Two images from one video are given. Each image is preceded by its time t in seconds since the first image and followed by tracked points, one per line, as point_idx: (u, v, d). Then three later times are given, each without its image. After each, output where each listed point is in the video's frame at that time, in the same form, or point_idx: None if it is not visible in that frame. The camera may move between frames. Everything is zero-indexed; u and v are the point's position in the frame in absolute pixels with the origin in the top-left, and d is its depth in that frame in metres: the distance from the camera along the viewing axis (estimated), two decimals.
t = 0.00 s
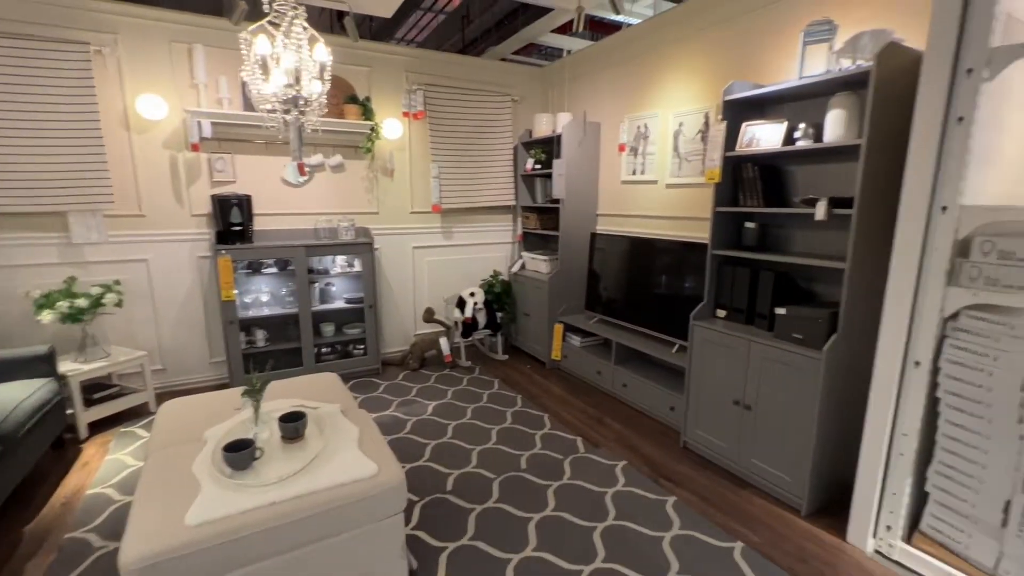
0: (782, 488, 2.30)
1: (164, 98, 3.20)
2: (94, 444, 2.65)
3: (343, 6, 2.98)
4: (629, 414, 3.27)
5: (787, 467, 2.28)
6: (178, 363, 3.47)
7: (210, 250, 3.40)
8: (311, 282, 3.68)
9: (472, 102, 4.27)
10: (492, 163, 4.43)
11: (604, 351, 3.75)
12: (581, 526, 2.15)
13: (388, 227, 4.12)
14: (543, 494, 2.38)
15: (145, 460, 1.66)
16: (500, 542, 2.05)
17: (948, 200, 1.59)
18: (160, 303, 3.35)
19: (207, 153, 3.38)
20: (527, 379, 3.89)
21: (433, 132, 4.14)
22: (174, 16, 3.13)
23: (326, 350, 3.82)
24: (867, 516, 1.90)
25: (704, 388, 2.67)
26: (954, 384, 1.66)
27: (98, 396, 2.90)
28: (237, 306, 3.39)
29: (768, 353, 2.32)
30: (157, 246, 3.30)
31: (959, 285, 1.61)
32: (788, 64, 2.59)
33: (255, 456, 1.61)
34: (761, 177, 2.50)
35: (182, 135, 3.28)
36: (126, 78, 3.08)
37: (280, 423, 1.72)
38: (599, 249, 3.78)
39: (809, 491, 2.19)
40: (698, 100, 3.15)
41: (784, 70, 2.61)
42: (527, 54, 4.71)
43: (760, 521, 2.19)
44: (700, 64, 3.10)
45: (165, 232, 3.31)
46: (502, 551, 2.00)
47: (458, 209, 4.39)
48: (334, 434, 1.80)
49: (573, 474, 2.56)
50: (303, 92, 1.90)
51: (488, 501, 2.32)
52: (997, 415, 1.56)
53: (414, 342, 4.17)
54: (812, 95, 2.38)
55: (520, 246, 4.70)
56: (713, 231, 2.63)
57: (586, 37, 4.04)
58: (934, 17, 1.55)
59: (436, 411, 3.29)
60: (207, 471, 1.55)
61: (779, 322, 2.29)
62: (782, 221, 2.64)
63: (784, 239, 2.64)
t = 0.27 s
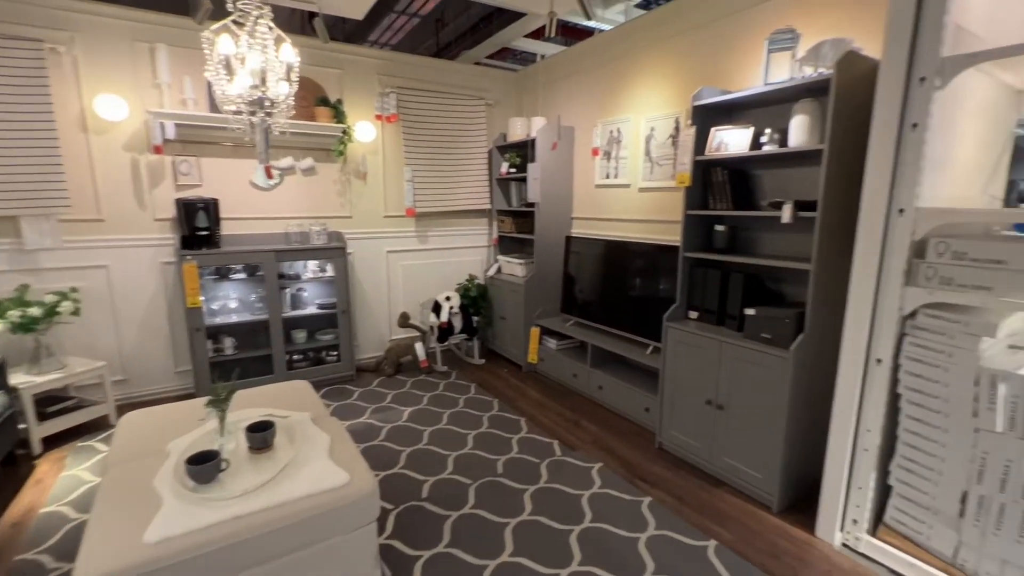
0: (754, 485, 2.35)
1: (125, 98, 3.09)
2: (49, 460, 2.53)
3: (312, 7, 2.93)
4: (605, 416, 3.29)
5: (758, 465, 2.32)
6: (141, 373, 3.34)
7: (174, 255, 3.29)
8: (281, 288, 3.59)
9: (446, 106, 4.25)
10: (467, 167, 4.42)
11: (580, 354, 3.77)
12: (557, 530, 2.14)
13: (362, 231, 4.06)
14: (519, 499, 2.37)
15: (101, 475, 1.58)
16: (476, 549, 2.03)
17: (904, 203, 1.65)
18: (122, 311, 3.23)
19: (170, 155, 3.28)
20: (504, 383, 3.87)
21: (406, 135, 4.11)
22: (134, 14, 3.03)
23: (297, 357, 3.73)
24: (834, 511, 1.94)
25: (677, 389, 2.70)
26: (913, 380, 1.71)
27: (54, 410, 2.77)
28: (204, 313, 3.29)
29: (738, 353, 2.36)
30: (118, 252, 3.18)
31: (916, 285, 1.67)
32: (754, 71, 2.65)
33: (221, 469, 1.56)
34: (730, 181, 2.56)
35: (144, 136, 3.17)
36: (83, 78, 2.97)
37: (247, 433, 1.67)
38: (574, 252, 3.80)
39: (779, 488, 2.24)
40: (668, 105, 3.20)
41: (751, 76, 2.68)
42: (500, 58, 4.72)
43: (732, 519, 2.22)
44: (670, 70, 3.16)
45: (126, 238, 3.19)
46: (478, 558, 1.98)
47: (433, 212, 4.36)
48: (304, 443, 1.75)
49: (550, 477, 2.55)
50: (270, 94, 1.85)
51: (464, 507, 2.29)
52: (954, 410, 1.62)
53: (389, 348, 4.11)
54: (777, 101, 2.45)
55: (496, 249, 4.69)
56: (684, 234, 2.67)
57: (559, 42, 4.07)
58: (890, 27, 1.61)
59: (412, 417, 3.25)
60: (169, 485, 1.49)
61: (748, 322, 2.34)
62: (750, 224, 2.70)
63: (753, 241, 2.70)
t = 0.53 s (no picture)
0: (737, 489, 2.36)
1: (98, 104, 3.02)
2: (16, 476, 2.43)
3: (293, 14, 2.92)
4: (589, 422, 3.29)
5: (741, 469, 2.34)
6: (114, 385, 3.25)
7: (150, 264, 3.22)
8: (262, 296, 3.54)
9: (429, 113, 4.25)
10: (451, 174, 4.41)
11: (565, 360, 3.77)
12: (542, 538, 2.13)
13: (344, 239, 4.03)
14: (504, 508, 2.35)
15: (70, 492, 1.53)
16: (460, 559, 2.00)
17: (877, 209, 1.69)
18: (95, 322, 3.14)
19: (146, 162, 3.21)
20: (489, 390, 3.85)
21: (389, 142, 4.09)
22: (109, 19, 2.98)
23: (278, 367, 3.67)
24: (815, 513, 1.97)
25: (661, 394, 2.72)
26: (888, 382, 1.75)
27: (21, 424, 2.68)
28: (181, 323, 3.22)
29: (720, 357, 2.39)
30: (91, 260, 3.10)
31: (890, 289, 1.71)
32: (731, 80, 2.71)
33: (196, 483, 1.52)
34: (710, 188, 2.59)
35: (118, 143, 3.11)
36: (55, 83, 2.90)
37: (223, 446, 1.62)
38: (558, 259, 3.81)
39: (761, 491, 2.26)
40: (649, 113, 3.24)
41: (728, 86, 2.73)
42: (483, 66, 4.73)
43: (716, 523, 2.23)
44: (650, 79, 3.20)
45: (99, 246, 3.11)
46: (462, 569, 1.95)
47: (417, 219, 4.34)
48: (283, 454, 1.72)
49: (535, 485, 2.54)
50: (248, 100, 1.83)
51: (448, 517, 2.27)
52: (927, 411, 1.66)
53: (372, 356, 4.07)
54: (755, 110, 2.50)
55: (480, 256, 4.68)
56: (666, 240, 2.70)
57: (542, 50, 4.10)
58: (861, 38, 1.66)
59: (396, 426, 3.21)
60: (141, 501, 1.45)
61: (730, 327, 2.37)
62: (730, 230, 2.74)
63: (733, 247, 2.73)
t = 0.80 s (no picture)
0: (733, 499, 2.36)
1: (91, 115, 3.01)
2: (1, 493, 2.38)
3: (288, 27, 2.93)
4: (585, 433, 3.28)
5: (736, 479, 2.33)
6: (103, 399, 3.20)
7: (141, 276, 3.19)
8: (255, 308, 3.51)
9: (423, 124, 4.27)
10: (445, 185, 4.42)
11: (560, 370, 3.76)
12: (538, 552, 2.10)
13: (338, 249, 4.02)
14: (500, 521, 2.32)
15: (57, 509, 1.50)
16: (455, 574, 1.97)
17: (867, 220, 1.71)
18: (84, 334, 3.10)
19: (139, 173, 3.20)
20: (484, 401, 3.83)
21: (384, 154, 4.10)
22: (103, 31, 2.98)
23: (270, 379, 3.64)
24: (812, 524, 1.96)
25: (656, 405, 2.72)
26: (882, 392, 1.75)
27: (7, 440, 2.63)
28: (172, 335, 3.19)
29: (714, 367, 2.39)
30: (81, 272, 3.07)
31: (882, 298, 1.72)
32: (722, 93, 2.74)
33: (187, 498, 1.49)
34: (702, 199, 2.61)
35: (111, 154, 3.10)
36: (47, 94, 2.89)
37: (215, 460, 1.60)
38: (552, 269, 3.82)
39: (757, 501, 2.25)
40: (641, 125, 3.28)
41: (719, 98, 2.76)
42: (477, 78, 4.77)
43: (712, 534, 2.22)
44: (643, 91, 3.24)
45: (90, 258, 3.09)
46: None
47: (411, 230, 4.34)
48: (275, 469, 1.69)
49: (530, 497, 2.52)
50: (242, 112, 1.83)
51: (443, 531, 2.24)
52: (922, 420, 1.66)
53: (366, 368, 4.04)
54: (746, 122, 2.53)
55: (475, 267, 4.68)
56: (659, 251, 2.71)
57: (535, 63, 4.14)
58: (848, 53, 1.69)
59: (390, 438, 3.18)
60: (130, 518, 1.42)
61: (724, 337, 2.37)
62: (723, 240, 2.76)
63: (726, 257, 2.75)
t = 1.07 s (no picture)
0: (738, 515, 2.34)
1: (100, 132, 3.06)
2: (4, 509, 2.38)
3: (295, 45, 2.98)
4: (589, 447, 3.26)
5: (742, 494, 2.31)
6: (107, 413, 3.20)
7: (147, 290, 3.21)
8: (259, 321, 3.52)
9: (427, 139, 4.32)
10: (448, 199, 4.46)
11: (563, 384, 3.75)
12: (543, 569, 2.08)
13: (342, 263, 4.04)
14: (503, 537, 2.30)
15: (60, 525, 1.50)
16: None
17: (868, 234, 1.71)
18: (89, 349, 3.12)
19: (146, 189, 3.24)
20: (487, 415, 3.82)
21: (388, 168, 4.14)
22: (114, 50, 3.04)
23: (273, 393, 3.64)
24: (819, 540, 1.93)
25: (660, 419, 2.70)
26: (889, 407, 1.74)
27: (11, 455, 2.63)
28: (176, 349, 3.20)
29: (719, 381, 2.38)
30: (88, 287, 3.10)
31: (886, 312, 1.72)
32: (723, 108, 2.77)
33: (191, 515, 1.49)
34: (705, 213, 2.63)
35: (119, 170, 3.14)
36: (58, 112, 2.94)
37: (218, 476, 1.60)
38: (555, 282, 3.82)
39: (764, 517, 2.23)
40: (643, 139, 3.31)
41: (720, 113, 2.79)
42: (480, 93, 4.83)
43: (719, 551, 2.20)
44: (644, 106, 3.27)
45: (96, 272, 3.11)
46: None
47: (414, 244, 4.37)
48: (279, 484, 1.69)
49: (534, 513, 2.50)
50: (249, 130, 1.86)
51: (446, 548, 2.22)
52: (929, 436, 1.65)
53: (369, 381, 4.04)
54: (747, 136, 2.55)
55: (478, 280, 4.70)
56: (662, 265, 2.72)
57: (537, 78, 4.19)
58: (848, 69, 1.71)
59: (393, 452, 3.17)
60: (133, 534, 1.42)
61: (728, 350, 2.37)
62: (726, 254, 2.77)
63: (728, 270, 2.76)
